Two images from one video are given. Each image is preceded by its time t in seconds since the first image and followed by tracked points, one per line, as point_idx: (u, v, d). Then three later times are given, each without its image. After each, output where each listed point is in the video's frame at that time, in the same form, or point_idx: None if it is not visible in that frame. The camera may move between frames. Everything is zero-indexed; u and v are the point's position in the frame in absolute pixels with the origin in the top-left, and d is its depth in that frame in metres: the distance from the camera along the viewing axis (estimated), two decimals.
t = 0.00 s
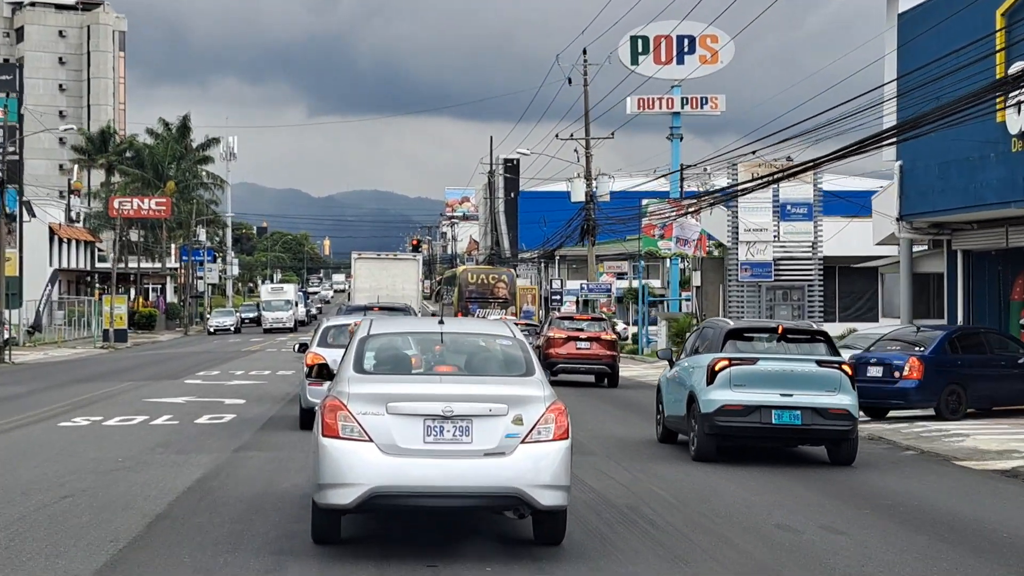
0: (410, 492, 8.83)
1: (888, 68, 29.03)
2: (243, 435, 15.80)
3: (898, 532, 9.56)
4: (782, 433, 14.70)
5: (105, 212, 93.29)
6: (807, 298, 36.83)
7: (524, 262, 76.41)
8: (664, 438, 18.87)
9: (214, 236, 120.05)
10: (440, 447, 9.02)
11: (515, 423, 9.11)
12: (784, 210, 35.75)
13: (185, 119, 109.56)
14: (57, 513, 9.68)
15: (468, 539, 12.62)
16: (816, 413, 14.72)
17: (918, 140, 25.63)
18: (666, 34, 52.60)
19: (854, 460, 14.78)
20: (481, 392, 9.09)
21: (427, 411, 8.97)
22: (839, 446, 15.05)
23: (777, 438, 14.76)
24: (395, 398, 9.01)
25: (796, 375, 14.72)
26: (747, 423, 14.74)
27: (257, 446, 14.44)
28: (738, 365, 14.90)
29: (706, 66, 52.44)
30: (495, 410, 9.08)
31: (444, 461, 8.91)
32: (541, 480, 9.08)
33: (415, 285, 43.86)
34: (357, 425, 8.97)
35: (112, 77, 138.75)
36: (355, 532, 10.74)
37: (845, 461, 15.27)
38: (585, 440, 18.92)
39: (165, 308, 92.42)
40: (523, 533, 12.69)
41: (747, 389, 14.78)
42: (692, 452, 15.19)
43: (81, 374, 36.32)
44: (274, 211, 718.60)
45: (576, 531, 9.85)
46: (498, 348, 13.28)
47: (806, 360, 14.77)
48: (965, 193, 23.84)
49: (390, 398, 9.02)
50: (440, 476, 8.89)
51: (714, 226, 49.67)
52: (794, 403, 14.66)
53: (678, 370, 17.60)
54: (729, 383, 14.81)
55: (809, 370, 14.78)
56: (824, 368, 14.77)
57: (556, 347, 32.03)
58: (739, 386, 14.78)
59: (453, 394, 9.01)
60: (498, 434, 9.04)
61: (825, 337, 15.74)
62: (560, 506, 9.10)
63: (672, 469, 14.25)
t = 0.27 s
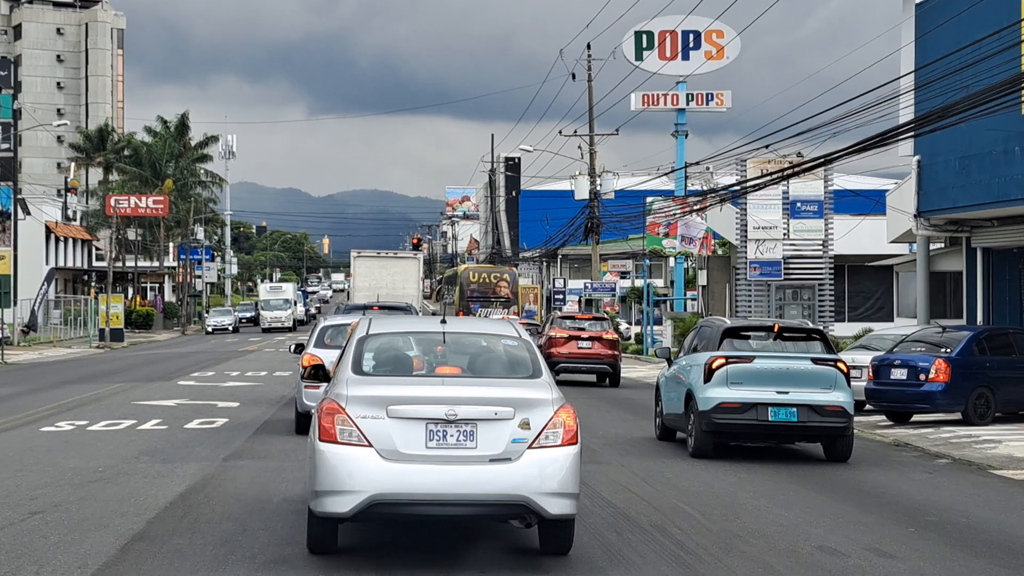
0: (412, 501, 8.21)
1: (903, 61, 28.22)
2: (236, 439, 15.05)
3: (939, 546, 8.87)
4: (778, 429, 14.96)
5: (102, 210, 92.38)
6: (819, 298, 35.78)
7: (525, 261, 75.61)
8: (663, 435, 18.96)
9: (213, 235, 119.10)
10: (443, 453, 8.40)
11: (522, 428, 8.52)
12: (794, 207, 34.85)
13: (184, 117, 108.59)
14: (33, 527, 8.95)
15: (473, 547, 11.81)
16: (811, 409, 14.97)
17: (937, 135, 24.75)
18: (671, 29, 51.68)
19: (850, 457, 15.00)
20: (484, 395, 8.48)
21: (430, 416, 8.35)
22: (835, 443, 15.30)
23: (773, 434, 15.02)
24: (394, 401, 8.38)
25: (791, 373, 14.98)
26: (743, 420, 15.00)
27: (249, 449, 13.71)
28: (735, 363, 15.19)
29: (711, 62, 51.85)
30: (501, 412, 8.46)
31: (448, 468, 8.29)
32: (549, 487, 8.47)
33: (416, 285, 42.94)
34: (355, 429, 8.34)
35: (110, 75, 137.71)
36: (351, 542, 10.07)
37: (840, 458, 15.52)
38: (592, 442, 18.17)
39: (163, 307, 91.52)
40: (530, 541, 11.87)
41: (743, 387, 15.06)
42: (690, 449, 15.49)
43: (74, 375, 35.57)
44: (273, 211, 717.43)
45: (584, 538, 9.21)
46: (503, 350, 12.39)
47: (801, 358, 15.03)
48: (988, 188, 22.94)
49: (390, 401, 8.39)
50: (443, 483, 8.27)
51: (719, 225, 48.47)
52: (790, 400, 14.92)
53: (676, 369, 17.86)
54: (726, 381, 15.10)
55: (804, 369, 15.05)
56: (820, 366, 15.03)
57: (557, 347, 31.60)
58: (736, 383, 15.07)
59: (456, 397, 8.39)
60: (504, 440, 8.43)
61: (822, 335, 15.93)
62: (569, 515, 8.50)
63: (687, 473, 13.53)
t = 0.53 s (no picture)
0: (412, 514, 7.79)
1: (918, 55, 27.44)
2: (230, 446, 14.38)
3: (974, 561, 8.33)
4: (775, 430, 15.09)
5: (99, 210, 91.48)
6: (828, 300, 35.18)
7: (526, 261, 74.87)
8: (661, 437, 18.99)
9: (211, 235, 118.22)
10: (445, 462, 7.98)
11: (529, 436, 8.09)
12: (803, 206, 33.96)
13: (183, 115, 107.71)
14: (9, 546, 8.34)
15: (474, 554, 11.11)
16: (808, 410, 15.10)
17: (956, 130, 23.92)
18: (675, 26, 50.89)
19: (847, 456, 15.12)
20: (488, 402, 8.06)
21: (431, 423, 7.94)
22: (831, 443, 15.43)
23: (770, 434, 15.13)
24: (394, 407, 7.96)
25: (789, 374, 15.10)
26: (741, 421, 15.14)
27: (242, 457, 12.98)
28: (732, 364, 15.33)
29: (716, 60, 51.16)
30: (506, 420, 8.04)
31: (450, 479, 7.86)
32: (555, 498, 8.04)
33: (416, 286, 42.03)
34: (352, 438, 7.92)
35: (108, 74, 136.69)
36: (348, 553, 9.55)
37: (836, 457, 15.66)
38: (599, 448, 17.49)
39: (160, 308, 90.69)
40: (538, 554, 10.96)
41: (741, 388, 15.20)
42: (688, 449, 15.64)
43: (68, 376, 34.91)
44: (273, 211, 716.39)
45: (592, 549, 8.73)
46: (506, 353, 11.52)
47: (798, 359, 15.16)
48: (1010, 185, 22.12)
49: (389, 407, 7.96)
50: (444, 494, 7.84)
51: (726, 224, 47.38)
52: (787, 401, 15.06)
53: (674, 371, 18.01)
54: (723, 382, 15.25)
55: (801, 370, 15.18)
56: (817, 367, 15.15)
57: (558, 348, 31.10)
58: (733, 384, 15.22)
59: (458, 404, 7.98)
60: (509, 448, 8.01)
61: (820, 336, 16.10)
62: (576, 528, 8.07)
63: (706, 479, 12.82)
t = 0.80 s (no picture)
0: (409, 526, 7.27)
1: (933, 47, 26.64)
2: (220, 451, 13.62)
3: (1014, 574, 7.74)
4: (771, 427, 15.15)
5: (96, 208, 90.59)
6: (839, 297, 34.07)
7: (527, 260, 74.10)
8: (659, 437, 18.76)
9: (210, 233, 117.27)
10: (445, 470, 7.47)
11: (535, 441, 7.58)
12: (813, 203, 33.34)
13: (181, 112, 106.74)
14: None
15: (475, 564, 10.23)
16: (803, 407, 15.18)
17: (977, 123, 23.09)
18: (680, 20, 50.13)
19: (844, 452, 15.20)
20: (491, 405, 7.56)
21: (432, 427, 7.43)
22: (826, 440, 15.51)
23: (767, 431, 15.19)
24: (391, 410, 7.45)
25: (786, 371, 15.18)
26: (737, 418, 15.19)
27: (230, 463, 12.21)
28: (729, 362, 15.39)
29: (721, 54, 50.09)
30: (510, 424, 7.53)
31: (450, 487, 7.35)
32: (562, 508, 7.52)
33: (415, 284, 41.25)
34: (345, 445, 7.41)
35: (106, 71, 135.62)
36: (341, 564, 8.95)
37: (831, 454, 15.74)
38: (606, 451, 16.77)
39: (157, 307, 89.78)
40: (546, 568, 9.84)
41: (738, 385, 15.24)
42: (685, 446, 15.66)
43: (59, 376, 34.12)
44: (272, 209, 715.20)
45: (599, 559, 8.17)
46: (509, 354, 10.70)
47: (794, 356, 15.22)
48: None
49: (386, 411, 7.45)
50: (445, 503, 7.33)
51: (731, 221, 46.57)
52: (783, 398, 15.12)
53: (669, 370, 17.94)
54: (719, 379, 15.29)
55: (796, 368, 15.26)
56: (812, 365, 15.23)
57: (558, 347, 30.46)
58: (730, 382, 15.26)
59: (459, 407, 7.48)
60: (514, 453, 7.50)
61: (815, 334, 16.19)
62: (586, 540, 7.54)
63: (726, 481, 12.08)
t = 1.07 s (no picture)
0: (406, 537, 6.92)
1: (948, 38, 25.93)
2: (210, 456, 12.95)
3: None
4: (769, 424, 15.22)
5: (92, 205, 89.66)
6: (849, 295, 33.22)
7: (528, 258, 73.46)
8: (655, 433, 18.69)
9: (207, 231, 116.35)
10: (445, 479, 7.10)
11: (542, 448, 7.23)
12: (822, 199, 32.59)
13: (179, 109, 105.82)
14: None
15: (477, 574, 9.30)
16: (800, 405, 15.27)
17: (996, 115, 22.41)
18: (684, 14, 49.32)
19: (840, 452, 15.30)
20: (495, 410, 7.20)
21: (434, 433, 7.08)
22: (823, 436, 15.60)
23: (764, 429, 15.25)
24: (390, 415, 7.09)
25: (784, 370, 15.25)
26: (734, 415, 15.27)
27: (218, 471, 11.49)
28: (727, 360, 15.44)
29: (726, 49, 49.31)
30: (515, 430, 7.18)
31: (451, 496, 7.01)
32: (570, 519, 7.16)
33: (416, 282, 40.56)
34: (339, 451, 7.05)
35: (103, 66, 134.52)
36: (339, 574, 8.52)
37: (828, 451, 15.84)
38: (613, 451, 16.27)
39: (154, 305, 88.89)
40: None
41: (735, 383, 15.32)
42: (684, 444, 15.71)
43: (52, 375, 33.44)
44: (270, 207, 714.56)
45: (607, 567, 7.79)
46: (513, 354, 9.92)
47: (790, 355, 15.31)
48: None
49: (382, 415, 7.11)
50: (447, 513, 6.98)
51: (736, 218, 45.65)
52: (780, 396, 15.20)
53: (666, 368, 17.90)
54: (717, 378, 15.36)
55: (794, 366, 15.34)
56: (809, 364, 15.30)
57: (558, 345, 29.87)
58: (728, 380, 15.33)
59: (463, 412, 7.13)
60: (519, 461, 7.16)
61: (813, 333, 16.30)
62: (594, 552, 7.19)
63: (747, 485, 11.38)
